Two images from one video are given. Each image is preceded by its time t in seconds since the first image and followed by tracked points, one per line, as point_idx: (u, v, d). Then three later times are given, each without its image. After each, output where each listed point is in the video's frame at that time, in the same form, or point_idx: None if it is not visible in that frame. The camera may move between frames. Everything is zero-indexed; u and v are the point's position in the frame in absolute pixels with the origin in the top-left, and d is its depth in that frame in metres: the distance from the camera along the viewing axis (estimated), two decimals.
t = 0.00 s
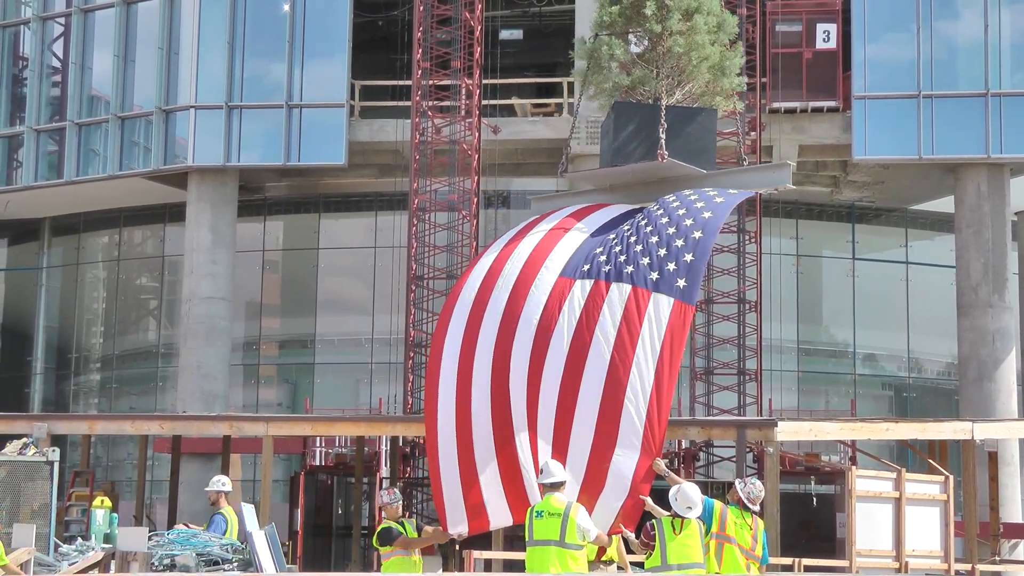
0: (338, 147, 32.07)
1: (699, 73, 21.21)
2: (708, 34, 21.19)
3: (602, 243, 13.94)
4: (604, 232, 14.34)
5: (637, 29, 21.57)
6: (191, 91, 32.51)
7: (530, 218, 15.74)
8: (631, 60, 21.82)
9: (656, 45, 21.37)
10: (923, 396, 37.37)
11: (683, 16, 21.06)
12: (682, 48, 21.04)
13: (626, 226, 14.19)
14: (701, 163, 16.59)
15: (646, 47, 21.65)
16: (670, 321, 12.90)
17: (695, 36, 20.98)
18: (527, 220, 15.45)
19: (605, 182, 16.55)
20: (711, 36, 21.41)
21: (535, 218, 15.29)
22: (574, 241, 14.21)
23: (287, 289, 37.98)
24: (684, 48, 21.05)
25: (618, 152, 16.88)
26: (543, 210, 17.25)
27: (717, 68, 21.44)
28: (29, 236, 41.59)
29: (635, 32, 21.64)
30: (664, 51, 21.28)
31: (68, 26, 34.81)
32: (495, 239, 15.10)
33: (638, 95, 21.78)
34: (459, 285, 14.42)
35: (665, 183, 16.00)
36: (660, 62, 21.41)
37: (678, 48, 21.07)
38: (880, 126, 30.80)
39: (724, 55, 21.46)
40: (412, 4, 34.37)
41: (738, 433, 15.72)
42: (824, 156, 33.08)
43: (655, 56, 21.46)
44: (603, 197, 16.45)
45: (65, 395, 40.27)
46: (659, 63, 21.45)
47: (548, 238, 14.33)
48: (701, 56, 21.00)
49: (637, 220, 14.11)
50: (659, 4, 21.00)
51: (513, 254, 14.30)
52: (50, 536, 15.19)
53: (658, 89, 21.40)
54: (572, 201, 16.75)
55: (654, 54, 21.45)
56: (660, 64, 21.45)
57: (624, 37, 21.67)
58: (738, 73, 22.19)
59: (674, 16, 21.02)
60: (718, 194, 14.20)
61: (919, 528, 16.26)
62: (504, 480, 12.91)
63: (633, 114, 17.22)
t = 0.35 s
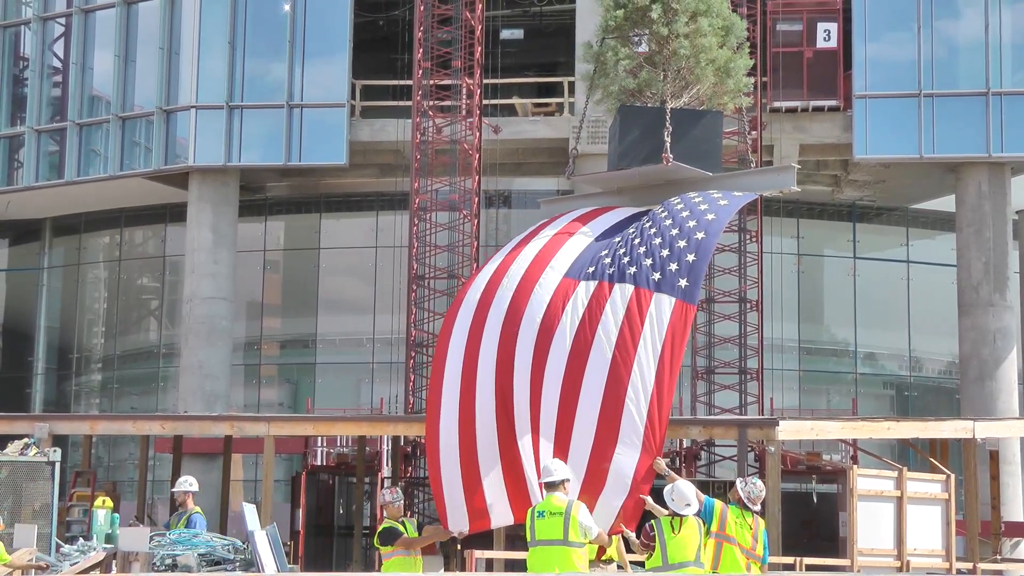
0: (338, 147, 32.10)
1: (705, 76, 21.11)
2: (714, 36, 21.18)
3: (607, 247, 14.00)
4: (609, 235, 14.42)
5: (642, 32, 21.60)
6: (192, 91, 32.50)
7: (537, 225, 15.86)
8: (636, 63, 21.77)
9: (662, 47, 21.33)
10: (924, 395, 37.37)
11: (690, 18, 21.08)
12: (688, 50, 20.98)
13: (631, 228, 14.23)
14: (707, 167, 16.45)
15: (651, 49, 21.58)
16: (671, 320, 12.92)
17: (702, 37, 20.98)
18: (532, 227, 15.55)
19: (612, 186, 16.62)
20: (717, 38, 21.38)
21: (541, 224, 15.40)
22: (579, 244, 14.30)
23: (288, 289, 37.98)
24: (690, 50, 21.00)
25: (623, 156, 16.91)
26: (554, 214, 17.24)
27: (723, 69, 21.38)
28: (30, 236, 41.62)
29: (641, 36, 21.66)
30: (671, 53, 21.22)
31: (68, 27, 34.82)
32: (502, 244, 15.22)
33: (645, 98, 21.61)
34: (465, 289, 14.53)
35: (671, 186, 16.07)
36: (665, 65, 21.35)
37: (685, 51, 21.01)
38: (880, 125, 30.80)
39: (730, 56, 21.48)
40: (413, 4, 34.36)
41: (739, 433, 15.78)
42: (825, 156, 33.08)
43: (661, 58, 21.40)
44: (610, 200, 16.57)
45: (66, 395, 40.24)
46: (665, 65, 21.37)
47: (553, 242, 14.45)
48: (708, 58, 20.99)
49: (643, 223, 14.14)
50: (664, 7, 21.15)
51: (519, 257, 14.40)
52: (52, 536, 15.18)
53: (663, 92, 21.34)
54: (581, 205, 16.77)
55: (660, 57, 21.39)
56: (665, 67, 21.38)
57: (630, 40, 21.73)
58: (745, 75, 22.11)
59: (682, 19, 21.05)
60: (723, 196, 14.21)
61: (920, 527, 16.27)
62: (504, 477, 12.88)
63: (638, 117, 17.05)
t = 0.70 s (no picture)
0: (339, 147, 32.12)
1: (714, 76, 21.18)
2: (723, 34, 21.12)
3: (614, 247, 14.02)
4: (616, 236, 14.44)
5: (652, 33, 21.52)
6: (193, 91, 32.51)
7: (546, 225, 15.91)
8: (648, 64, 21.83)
9: (670, 49, 21.29)
10: (925, 395, 37.37)
11: (697, 19, 20.98)
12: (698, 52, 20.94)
13: (638, 229, 14.26)
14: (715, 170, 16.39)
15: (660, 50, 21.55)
16: (675, 320, 12.92)
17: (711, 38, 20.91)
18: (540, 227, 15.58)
19: (621, 188, 16.67)
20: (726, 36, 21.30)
21: (548, 225, 15.43)
22: (586, 244, 14.32)
23: (289, 289, 38.00)
24: (701, 51, 20.95)
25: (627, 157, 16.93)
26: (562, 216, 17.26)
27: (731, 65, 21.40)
28: (31, 236, 41.63)
29: (651, 37, 21.61)
30: (680, 54, 21.20)
31: (69, 27, 34.82)
32: (510, 244, 15.26)
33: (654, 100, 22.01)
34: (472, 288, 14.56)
35: (679, 189, 16.14)
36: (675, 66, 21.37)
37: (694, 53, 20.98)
38: (881, 125, 30.79)
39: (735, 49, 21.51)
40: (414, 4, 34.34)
41: (740, 433, 15.85)
42: (825, 156, 33.09)
43: (670, 59, 21.42)
44: (619, 202, 16.58)
45: (67, 395, 40.26)
46: (674, 67, 21.41)
47: (560, 242, 14.49)
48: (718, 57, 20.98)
49: (650, 224, 14.14)
50: (672, 10, 20.99)
51: (526, 256, 14.42)
52: (53, 537, 15.21)
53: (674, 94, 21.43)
54: (588, 206, 16.83)
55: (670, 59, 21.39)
56: (675, 68, 21.45)
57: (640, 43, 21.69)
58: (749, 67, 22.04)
59: (689, 21, 20.94)
60: (730, 198, 14.22)
61: (921, 527, 16.27)
62: (506, 475, 12.90)
63: (644, 122, 17.18)
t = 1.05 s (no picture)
0: (340, 147, 32.15)
1: (718, 78, 21.72)
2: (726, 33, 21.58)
3: (622, 244, 14.05)
4: (625, 235, 14.48)
5: (657, 35, 21.93)
6: (194, 91, 32.53)
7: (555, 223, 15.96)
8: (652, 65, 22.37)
9: (675, 50, 21.78)
10: (925, 395, 37.36)
11: (702, 19, 21.45)
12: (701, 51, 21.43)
13: (647, 227, 14.30)
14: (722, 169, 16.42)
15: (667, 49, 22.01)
16: (681, 318, 12.95)
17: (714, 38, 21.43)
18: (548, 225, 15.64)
19: (630, 188, 16.57)
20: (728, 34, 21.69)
21: (557, 224, 15.49)
22: (594, 242, 14.36)
23: (290, 289, 38.01)
24: (703, 51, 21.46)
25: (636, 158, 16.90)
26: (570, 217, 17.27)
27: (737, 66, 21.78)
28: (32, 236, 41.66)
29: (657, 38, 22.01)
30: (685, 54, 21.63)
31: (70, 27, 34.85)
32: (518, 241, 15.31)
33: (661, 101, 22.55)
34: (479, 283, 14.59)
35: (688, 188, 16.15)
36: (681, 66, 21.81)
37: (698, 52, 21.44)
38: (881, 125, 30.79)
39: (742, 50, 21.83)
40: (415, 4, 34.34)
41: (740, 433, 15.84)
42: (826, 155, 33.09)
43: (676, 60, 21.91)
44: (628, 201, 16.48)
45: (67, 395, 40.28)
46: (680, 67, 21.85)
47: (569, 239, 14.52)
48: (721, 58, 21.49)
49: (659, 222, 14.17)
50: (679, 10, 21.45)
51: (534, 253, 14.45)
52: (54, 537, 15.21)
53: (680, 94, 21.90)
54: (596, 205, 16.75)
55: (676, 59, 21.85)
56: (681, 69, 21.87)
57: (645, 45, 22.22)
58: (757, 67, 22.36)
59: (694, 21, 21.42)
60: (740, 198, 14.24)
61: (921, 527, 16.28)
62: (506, 469, 12.91)
63: (652, 120, 17.22)
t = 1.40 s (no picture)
0: (341, 146, 32.15)
1: (728, 75, 21.69)
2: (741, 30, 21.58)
3: (632, 241, 14.04)
4: (635, 231, 14.46)
5: (667, 32, 22.03)
6: (195, 90, 32.52)
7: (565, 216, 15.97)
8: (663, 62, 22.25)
9: (686, 46, 21.81)
10: (926, 396, 37.33)
11: (714, 14, 21.46)
12: (715, 47, 21.43)
13: (658, 225, 14.26)
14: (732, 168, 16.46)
15: (677, 47, 22.06)
16: (690, 319, 12.97)
17: (727, 33, 21.43)
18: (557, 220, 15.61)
19: (639, 185, 16.58)
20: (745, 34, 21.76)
21: (567, 219, 15.46)
22: (604, 238, 14.35)
23: (290, 288, 38.00)
24: (717, 46, 21.46)
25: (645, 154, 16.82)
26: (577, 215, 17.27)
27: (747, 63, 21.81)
28: (33, 235, 41.68)
29: (669, 35, 22.04)
30: (696, 50, 21.70)
31: (72, 25, 34.86)
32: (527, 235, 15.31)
33: (671, 97, 22.23)
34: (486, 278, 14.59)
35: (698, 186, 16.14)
36: (691, 63, 21.84)
37: (711, 48, 21.47)
38: (883, 126, 30.76)
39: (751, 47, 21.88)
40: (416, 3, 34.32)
41: (741, 433, 15.83)
42: (826, 156, 33.03)
43: (686, 56, 21.91)
44: (637, 199, 16.52)
45: (68, 394, 40.32)
46: (691, 64, 21.87)
47: (578, 234, 14.51)
48: (733, 53, 21.46)
49: (670, 221, 14.14)
50: (690, 7, 21.45)
51: (543, 247, 14.45)
52: (54, 536, 15.18)
53: (689, 90, 21.95)
54: (605, 202, 16.76)
55: (687, 55, 21.87)
56: (692, 65, 21.90)
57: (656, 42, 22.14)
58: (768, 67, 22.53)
59: (706, 18, 21.39)
60: (752, 198, 14.22)
61: (921, 528, 16.27)
62: (508, 465, 12.93)
63: (661, 118, 16.79)
